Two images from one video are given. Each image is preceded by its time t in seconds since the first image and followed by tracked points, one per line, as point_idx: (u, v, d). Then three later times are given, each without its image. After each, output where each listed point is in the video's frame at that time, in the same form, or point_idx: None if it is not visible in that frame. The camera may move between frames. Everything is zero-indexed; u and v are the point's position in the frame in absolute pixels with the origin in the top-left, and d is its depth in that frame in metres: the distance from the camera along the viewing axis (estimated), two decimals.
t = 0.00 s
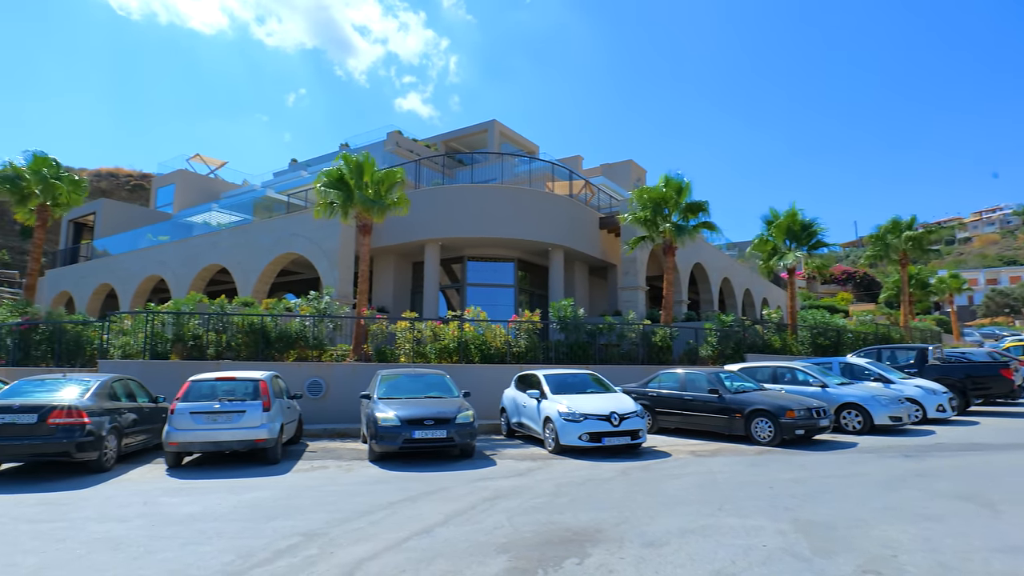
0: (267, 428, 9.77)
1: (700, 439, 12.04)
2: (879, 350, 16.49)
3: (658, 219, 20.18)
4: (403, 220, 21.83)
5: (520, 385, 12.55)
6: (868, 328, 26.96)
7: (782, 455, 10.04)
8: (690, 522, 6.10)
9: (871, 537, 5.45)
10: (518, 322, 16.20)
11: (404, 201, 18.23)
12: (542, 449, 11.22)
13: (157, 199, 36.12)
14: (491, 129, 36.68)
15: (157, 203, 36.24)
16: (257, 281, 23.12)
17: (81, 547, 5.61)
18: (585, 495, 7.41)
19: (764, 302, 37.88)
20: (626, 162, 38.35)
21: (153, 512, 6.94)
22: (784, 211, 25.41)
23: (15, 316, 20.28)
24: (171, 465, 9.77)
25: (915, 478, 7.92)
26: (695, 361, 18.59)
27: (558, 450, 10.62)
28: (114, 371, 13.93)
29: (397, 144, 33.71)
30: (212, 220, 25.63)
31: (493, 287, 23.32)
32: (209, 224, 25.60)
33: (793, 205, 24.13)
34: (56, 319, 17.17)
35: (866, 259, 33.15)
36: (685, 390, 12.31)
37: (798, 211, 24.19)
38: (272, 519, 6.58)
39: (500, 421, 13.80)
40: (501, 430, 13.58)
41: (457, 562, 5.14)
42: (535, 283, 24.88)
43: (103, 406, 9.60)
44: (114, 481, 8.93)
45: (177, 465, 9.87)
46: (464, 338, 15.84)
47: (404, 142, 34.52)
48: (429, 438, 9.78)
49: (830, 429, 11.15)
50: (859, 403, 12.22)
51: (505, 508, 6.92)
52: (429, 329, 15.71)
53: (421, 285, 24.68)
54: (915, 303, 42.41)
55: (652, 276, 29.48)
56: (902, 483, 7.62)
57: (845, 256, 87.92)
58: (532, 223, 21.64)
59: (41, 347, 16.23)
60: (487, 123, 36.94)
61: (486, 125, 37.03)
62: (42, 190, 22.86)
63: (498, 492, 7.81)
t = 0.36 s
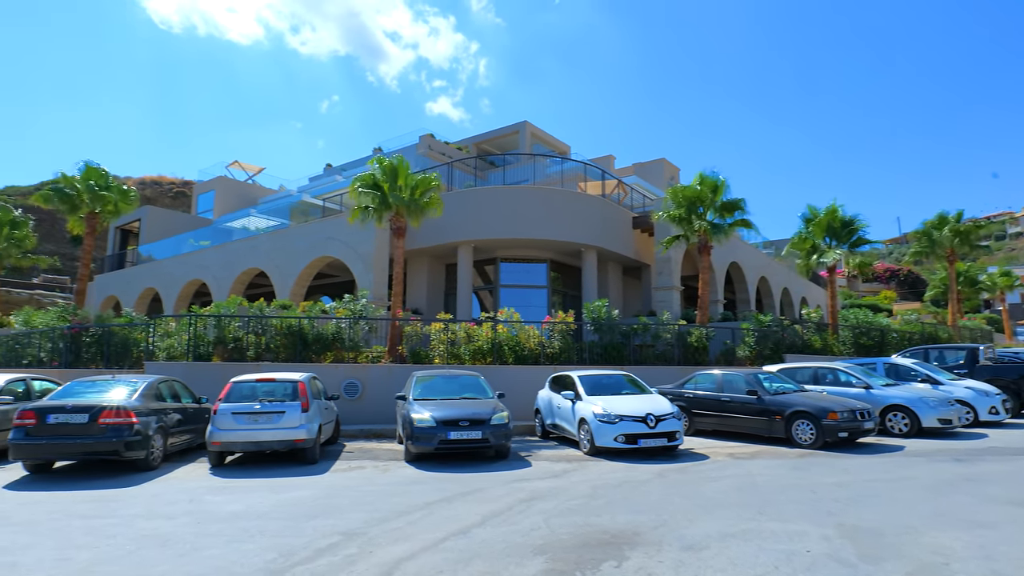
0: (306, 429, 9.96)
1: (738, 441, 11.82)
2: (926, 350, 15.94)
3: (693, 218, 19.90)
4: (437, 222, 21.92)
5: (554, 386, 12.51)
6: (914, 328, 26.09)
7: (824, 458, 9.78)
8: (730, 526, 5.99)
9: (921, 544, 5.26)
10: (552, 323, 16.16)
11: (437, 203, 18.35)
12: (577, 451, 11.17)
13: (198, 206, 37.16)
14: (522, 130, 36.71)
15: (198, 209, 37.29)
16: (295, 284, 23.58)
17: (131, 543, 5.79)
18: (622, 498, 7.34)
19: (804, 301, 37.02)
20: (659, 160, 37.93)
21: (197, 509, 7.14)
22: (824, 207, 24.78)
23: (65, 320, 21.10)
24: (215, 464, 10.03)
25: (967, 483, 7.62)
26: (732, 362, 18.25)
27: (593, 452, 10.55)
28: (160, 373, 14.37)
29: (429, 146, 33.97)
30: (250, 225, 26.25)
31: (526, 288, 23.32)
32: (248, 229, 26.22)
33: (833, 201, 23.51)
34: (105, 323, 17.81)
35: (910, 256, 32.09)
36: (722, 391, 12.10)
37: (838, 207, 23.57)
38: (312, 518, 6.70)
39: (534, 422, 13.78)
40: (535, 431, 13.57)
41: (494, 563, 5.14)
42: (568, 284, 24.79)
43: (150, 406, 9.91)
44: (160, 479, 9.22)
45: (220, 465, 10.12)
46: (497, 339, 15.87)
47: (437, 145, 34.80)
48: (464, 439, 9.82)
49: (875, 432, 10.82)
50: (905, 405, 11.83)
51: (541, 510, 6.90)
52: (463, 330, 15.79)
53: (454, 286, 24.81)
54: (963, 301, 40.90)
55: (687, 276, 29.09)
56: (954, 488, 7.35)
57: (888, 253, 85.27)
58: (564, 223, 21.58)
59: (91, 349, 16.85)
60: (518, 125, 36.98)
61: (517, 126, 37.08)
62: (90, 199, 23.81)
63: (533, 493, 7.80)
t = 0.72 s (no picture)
0: (345, 429, 10.11)
1: (780, 444, 11.55)
2: (979, 350, 15.31)
3: (731, 216, 19.53)
4: (472, 224, 22.00)
5: (590, 388, 12.42)
6: (966, 327, 25.10)
7: (871, 462, 9.47)
8: (774, 531, 5.85)
9: (980, 552, 5.03)
10: (587, 323, 16.08)
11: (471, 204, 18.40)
12: (614, 452, 11.06)
13: (239, 211, 38.12)
14: (555, 130, 36.64)
15: (239, 214, 38.26)
16: (332, 287, 23.97)
17: (180, 539, 5.96)
18: (662, 500, 7.24)
19: (846, 300, 36.00)
20: (694, 158, 37.38)
21: (242, 507, 7.30)
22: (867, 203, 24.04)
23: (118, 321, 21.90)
24: (257, 463, 10.26)
25: None
26: (773, 362, 17.84)
27: (631, 454, 10.44)
28: (204, 374, 14.78)
29: (462, 148, 34.14)
30: (289, 229, 26.82)
31: (561, 289, 23.25)
32: (287, 233, 26.80)
33: (878, 197, 22.79)
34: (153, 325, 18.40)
35: (961, 252, 30.90)
36: (763, 393, 11.84)
37: (883, 203, 22.84)
38: (352, 517, 6.78)
39: (570, 424, 13.71)
40: (571, 432, 13.49)
41: (534, 564, 5.13)
42: (604, 284, 24.61)
43: (196, 406, 10.20)
44: (206, 477, 9.47)
45: (263, 463, 10.34)
46: (532, 340, 15.86)
47: (470, 147, 34.99)
48: (501, 439, 9.83)
49: (926, 435, 10.44)
50: (958, 407, 11.38)
51: (580, 512, 6.85)
52: (498, 331, 15.84)
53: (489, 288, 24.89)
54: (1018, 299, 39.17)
55: (725, 275, 28.59)
56: (1012, 494, 7.02)
57: (936, 250, 82.30)
58: (599, 223, 21.45)
59: (140, 350, 17.44)
60: (551, 125, 36.92)
61: (550, 127, 37.02)
62: (139, 205, 24.71)
63: (571, 494, 7.75)
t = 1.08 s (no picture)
0: (387, 428, 10.24)
1: (829, 446, 11.20)
2: None
3: (774, 212, 19.06)
4: (510, 224, 22.03)
5: (631, 388, 12.28)
6: None
7: (928, 466, 9.10)
8: (827, 535, 5.66)
9: None
10: (627, 323, 15.91)
11: (508, 204, 18.40)
12: (656, 453, 10.91)
13: (282, 215, 39.04)
14: (592, 129, 36.43)
15: (282, 218, 39.19)
16: (372, 288, 24.33)
17: (230, 535, 6.12)
18: (707, 503, 7.10)
19: (897, 297, 34.72)
20: (735, 154, 36.63)
21: (289, 505, 7.45)
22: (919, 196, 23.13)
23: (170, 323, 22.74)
24: (303, 461, 10.48)
25: None
26: (820, 362, 17.32)
27: (673, 455, 10.27)
28: (251, 374, 15.18)
29: (499, 149, 34.17)
30: (330, 232, 27.34)
31: (600, 289, 23.08)
32: (328, 236, 27.33)
33: (931, 189, 21.88)
34: (202, 327, 18.99)
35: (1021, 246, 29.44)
36: (811, 393, 11.51)
37: (937, 195, 21.93)
38: (396, 515, 6.86)
39: (611, 424, 13.58)
40: (612, 433, 13.36)
41: (577, 566, 5.08)
42: (643, 283, 24.33)
43: (244, 406, 10.47)
44: (254, 475, 9.71)
45: (308, 462, 10.55)
46: (572, 340, 15.78)
47: (506, 148, 35.07)
48: (542, 440, 9.80)
49: (987, 438, 9.98)
50: (1021, 409, 10.84)
51: (623, 513, 6.77)
52: (537, 331, 15.81)
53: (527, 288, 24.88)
54: None
55: (768, 273, 27.92)
56: None
57: (993, 245, 78.66)
58: (637, 222, 21.23)
59: (190, 352, 18.04)
60: (588, 124, 36.73)
61: (587, 126, 36.83)
62: (187, 211, 25.57)
63: (613, 495, 7.67)
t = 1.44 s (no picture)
0: (430, 427, 10.34)
1: (884, 448, 10.79)
2: None
3: (823, 205, 18.48)
4: (549, 223, 21.95)
5: (675, 387, 12.09)
6: None
7: (994, 469, 8.66)
8: (886, 541, 5.44)
9: None
10: (670, 321, 15.67)
11: (548, 202, 18.33)
12: (702, 454, 10.70)
13: (326, 218, 39.88)
14: (632, 126, 36.07)
15: (325, 221, 40.03)
16: (414, 288, 24.61)
17: (281, 529, 6.27)
18: (757, 505, 6.92)
19: (956, 293, 33.24)
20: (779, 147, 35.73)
21: (337, 501, 7.59)
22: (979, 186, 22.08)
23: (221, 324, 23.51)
24: (349, 458, 10.66)
25: None
26: (874, 360, 16.72)
27: (720, 455, 10.05)
28: (298, 373, 15.55)
29: (538, 148, 34.07)
30: (372, 234, 27.78)
31: (641, 286, 22.82)
32: (370, 237, 27.78)
33: (993, 179, 20.86)
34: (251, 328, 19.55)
35: None
36: (864, 393, 11.12)
37: (999, 185, 20.89)
38: (441, 513, 6.91)
39: (654, 424, 13.40)
40: (656, 433, 13.17)
41: (625, 567, 5.02)
42: (686, 280, 23.93)
43: (292, 404, 10.72)
44: (302, 471, 9.93)
45: (354, 459, 10.73)
46: (614, 338, 15.63)
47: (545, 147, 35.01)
48: (585, 439, 9.74)
49: None
50: None
51: (669, 515, 6.65)
52: (578, 330, 15.72)
53: (567, 286, 24.78)
54: None
55: (817, 269, 27.12)
56: None
57: None
58: (680, 218, 20.88)
59: (240, 351, 18.58)
60: (627, 121, 36.37)
61: (626, 122, 36.48)
62: (236, 215, 26.36)
63: (659, 496, 7.55)
